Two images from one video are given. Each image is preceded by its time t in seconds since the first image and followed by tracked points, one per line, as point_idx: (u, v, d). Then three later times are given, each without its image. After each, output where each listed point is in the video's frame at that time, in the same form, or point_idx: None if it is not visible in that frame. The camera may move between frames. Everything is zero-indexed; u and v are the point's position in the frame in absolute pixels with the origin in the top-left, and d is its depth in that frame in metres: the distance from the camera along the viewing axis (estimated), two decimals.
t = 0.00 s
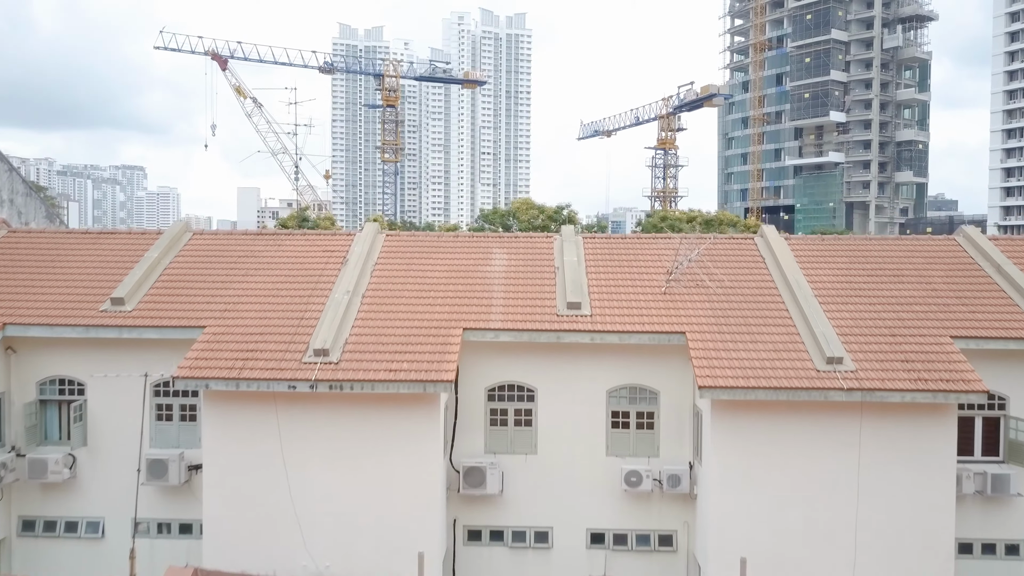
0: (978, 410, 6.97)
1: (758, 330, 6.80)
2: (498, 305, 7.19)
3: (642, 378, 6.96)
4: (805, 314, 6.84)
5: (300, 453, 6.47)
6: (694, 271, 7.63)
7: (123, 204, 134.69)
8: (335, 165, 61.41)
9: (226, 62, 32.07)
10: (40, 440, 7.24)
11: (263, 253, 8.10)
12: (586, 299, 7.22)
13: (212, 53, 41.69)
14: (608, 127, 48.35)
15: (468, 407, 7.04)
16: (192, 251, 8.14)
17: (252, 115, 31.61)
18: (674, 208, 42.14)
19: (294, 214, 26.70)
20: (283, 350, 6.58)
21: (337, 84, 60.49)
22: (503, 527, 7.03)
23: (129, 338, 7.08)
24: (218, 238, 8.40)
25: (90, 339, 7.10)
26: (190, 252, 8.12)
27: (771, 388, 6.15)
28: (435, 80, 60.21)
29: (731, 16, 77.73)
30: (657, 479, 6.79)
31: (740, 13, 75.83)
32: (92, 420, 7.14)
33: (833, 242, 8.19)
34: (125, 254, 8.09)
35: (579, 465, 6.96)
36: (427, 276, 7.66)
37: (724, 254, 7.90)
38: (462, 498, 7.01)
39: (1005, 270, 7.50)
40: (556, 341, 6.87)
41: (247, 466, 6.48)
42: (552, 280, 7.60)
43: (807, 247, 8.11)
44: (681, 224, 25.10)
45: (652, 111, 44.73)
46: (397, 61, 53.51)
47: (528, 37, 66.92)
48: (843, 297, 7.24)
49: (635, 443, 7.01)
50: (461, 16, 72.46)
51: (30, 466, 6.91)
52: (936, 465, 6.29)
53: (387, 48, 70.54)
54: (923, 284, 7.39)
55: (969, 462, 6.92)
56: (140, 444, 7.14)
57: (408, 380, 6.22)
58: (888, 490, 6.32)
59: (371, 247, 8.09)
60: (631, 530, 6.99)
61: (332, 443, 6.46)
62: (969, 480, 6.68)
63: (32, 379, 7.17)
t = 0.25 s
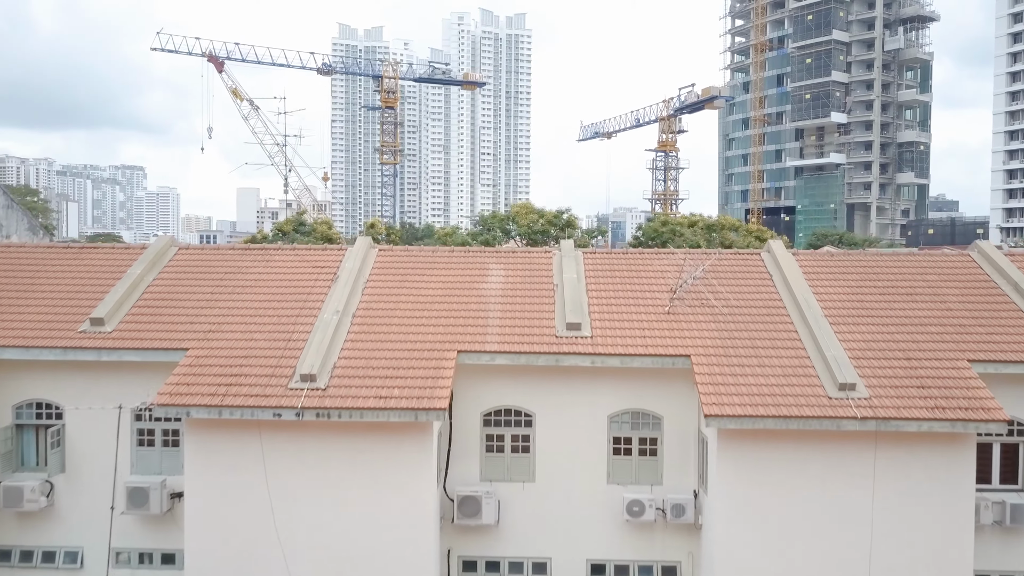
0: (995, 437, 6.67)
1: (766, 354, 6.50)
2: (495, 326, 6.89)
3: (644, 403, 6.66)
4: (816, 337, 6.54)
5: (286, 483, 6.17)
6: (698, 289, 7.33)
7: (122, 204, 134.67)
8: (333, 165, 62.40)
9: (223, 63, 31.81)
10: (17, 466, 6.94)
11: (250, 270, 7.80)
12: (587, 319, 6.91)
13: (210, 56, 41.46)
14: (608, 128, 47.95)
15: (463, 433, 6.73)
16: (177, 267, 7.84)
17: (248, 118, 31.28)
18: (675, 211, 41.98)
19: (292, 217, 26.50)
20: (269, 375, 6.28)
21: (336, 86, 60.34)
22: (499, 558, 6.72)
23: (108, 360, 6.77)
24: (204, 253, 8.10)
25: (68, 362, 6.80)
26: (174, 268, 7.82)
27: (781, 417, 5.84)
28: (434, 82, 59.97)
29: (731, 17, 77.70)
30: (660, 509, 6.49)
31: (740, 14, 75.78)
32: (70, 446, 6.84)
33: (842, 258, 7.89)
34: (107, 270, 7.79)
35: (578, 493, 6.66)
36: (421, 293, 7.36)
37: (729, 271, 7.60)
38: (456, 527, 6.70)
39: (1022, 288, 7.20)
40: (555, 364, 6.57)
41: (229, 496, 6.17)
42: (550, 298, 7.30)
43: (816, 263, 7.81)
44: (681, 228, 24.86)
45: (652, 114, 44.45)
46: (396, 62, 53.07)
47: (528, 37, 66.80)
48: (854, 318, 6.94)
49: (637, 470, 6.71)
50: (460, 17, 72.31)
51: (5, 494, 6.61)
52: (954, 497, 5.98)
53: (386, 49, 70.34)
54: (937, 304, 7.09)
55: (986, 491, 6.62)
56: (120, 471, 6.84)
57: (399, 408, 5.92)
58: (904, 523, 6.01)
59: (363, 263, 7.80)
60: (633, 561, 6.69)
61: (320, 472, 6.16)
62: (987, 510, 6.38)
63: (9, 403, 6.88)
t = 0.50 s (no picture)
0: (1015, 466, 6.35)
1: (775, 380, 6.18)
2: (490, 348, 6.57)
3: (646, 430, 6.35)
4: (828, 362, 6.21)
5: (269, 517, 5.85)
6: (703, 309, 7.01)
7: (119, 202, 134.29)
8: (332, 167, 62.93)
9: (218, 64, 31.43)
10: None
11: (235, 287, 7.48)
12: (586, 342, 6.58)
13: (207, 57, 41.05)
14: (608, 130, 47.73)
15: (456, 462, 6.41)
16: (159, 284, 7.53)
17: (244, 120, 30.91)
18: (675, 214, 41.63)
19: (286, 220, 26.10)
20: (251, 403, 5.96)
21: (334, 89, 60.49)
22: None
23: (84, 385, 6.45)
24: (187, 269, 7.78)
25: (42, 387, 6.48)
26: (156, 285, 7.51)
27: (792, 450, 5.52)
28: (433, 82, 59.67)
29: (732, 17, 77.47)
30: (663, 542, 6.17)
31: (740, 14, 75.53)
32: (44, 474, 6.51)
33: (852, 275, 7.56)
34: (85, 287, 7.47)
35: (578, 524, 6.34)
36: (413, 313, 7.04)
37: (736, 289, 7.30)
38: (450, 560, 6.38)
39: None
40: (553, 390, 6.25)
41: (209, 530, 5.85)
42: (548, 318, 6.98)
43: (825, 280, 7.50)
44: (682, 233, 24.50)
45: (652, 115, 44.22)
46: (395, 63, 52.76)
47: (528, 37, 66.65)
48: (865, 340, 6.65)
49: (638, 500, 6.41)
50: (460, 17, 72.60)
51: None
52: (974, 532, 5.66)
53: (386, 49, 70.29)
54: (953, 325, 6.78)
55: (1005, 523, 6.30)
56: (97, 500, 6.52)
57: (387, 440, 5.61)
58: (920, 560, 5.69)
59: (354, 280, 7.48)
60: None
61: (305, 505, 5.84)
62: (1007, 544, 6.06)
63: None
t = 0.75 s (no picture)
0: None
1: (784, 409, 5.84)
2: (483, 374, 6.24)
3: (648, 461, 6.01)
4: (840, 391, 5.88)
5: (248, 555, 5.51)
6: (707, 331, 6.67)
7: (119, 202, 134.25)
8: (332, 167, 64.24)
9: (213, 65, 31.11)
10: None
11: (217, 306, 7.15)
12: (584, 367, 6.24)
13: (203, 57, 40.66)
14: (607, 131, 47.48)
15: (447, 495, 6.07)
16: (138, 302, 7.20)
17: (240, 122, 30.61)
18: (676, 216, 41.25)
19: (282, 225, 25.80)
20: (229, 435, 5.63)
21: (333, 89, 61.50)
22: None
23: (56, 413, 6.12)
24: (168, 286, 7.45)
25: (11, 415, 6.15)
26: (135, 304, 7.17)
27: (802, 487, 5.18)
28: (432, 83, 59.40)
29: (732, 18, 77.20)
30: None
31: (741, 14, 75.22)
32: (14, 507, 6.18)
33: (863, 294, 7.23)
34: (61, 306, 7.14)
35: (576, 560, 6.00)
36: (403, 335, 6.71)
37: (741, 308, 6.97)
38: None
39: None
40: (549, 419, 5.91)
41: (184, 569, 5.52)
42: (544, 340, 6.64)
43: (835, 299, 7.16)
44: (683, 237, 24.20)
45: (653, 117, 43.92)
46: (393, 64, 52.48)
47: (528, 37, 66.44)
48: (878, 365, 6.32)
49: (640, 534, 6.07)
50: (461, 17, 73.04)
51: None
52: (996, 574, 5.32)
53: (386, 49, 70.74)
54: (970, 349, 6.44)
55: None
56: (70, 533, 6.19)
57: (373, 476, 5.27)
58: None
59: (341, 299, 7.15)
60: None
61: (286, 543, 5.51)
62: None
63: None
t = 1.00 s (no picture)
0: None
1: (795, 444, 5.50)
2: (476, 403, 5.90)
3: (651, 496, 5.66)
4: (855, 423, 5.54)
5: None
6: (713, 356, 6.33)
7: (118, 202, 134.19)
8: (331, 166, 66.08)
9: (209, 67, 30.71)
10: None
11: (197, 326, 6.82)
12: (583, 396, 5.91)
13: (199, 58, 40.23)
14: (608, 133, 47.13)
15: (437, 532, 5.71)
16: (115, 323, 6.85)
17: (236, 124, 30.17)
18: (677, 219, 40.85)
19: (278, 229, 25.43)
20: (205, 471, 5.28)
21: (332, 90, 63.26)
22: None
23: (21, 444, 5.77)
24: (148, 305, 7.11)
25: None
26: (111, 324, 6.83)
27: (816, 530, 4.84)
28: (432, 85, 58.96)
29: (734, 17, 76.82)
30: None
31: (742, 14, 74.88)
32: None
33: (875, 315, 6.89)
34: (35, 327, 6.80)
35: None
36: (393, 360, 6.36)
37: (748, 331, 6.64)
38: None
39: None
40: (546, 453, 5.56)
41: None
42: (542, 365, 6.31)
43: (846, 320, 6.83)
44: (684, 242, 24.02)
45: (654, 119, 43.56)
46: (392, 65, 52.13)
47: (528, 37, 66.29)
48: (893, 394, 5.98)
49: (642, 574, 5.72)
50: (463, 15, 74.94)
51: None
52: None
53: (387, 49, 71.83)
54: (989, 375, 6.12)
55: None
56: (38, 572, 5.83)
57: (356, 518, 4.94)
58: None
59: (328, 321, 6.83)
60: None
61: None
62: None
63: None
